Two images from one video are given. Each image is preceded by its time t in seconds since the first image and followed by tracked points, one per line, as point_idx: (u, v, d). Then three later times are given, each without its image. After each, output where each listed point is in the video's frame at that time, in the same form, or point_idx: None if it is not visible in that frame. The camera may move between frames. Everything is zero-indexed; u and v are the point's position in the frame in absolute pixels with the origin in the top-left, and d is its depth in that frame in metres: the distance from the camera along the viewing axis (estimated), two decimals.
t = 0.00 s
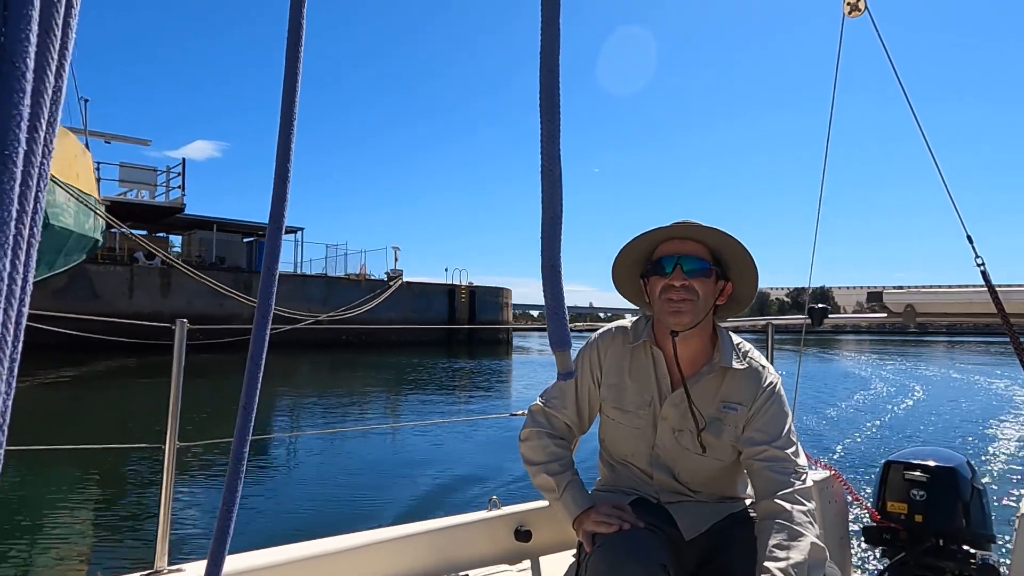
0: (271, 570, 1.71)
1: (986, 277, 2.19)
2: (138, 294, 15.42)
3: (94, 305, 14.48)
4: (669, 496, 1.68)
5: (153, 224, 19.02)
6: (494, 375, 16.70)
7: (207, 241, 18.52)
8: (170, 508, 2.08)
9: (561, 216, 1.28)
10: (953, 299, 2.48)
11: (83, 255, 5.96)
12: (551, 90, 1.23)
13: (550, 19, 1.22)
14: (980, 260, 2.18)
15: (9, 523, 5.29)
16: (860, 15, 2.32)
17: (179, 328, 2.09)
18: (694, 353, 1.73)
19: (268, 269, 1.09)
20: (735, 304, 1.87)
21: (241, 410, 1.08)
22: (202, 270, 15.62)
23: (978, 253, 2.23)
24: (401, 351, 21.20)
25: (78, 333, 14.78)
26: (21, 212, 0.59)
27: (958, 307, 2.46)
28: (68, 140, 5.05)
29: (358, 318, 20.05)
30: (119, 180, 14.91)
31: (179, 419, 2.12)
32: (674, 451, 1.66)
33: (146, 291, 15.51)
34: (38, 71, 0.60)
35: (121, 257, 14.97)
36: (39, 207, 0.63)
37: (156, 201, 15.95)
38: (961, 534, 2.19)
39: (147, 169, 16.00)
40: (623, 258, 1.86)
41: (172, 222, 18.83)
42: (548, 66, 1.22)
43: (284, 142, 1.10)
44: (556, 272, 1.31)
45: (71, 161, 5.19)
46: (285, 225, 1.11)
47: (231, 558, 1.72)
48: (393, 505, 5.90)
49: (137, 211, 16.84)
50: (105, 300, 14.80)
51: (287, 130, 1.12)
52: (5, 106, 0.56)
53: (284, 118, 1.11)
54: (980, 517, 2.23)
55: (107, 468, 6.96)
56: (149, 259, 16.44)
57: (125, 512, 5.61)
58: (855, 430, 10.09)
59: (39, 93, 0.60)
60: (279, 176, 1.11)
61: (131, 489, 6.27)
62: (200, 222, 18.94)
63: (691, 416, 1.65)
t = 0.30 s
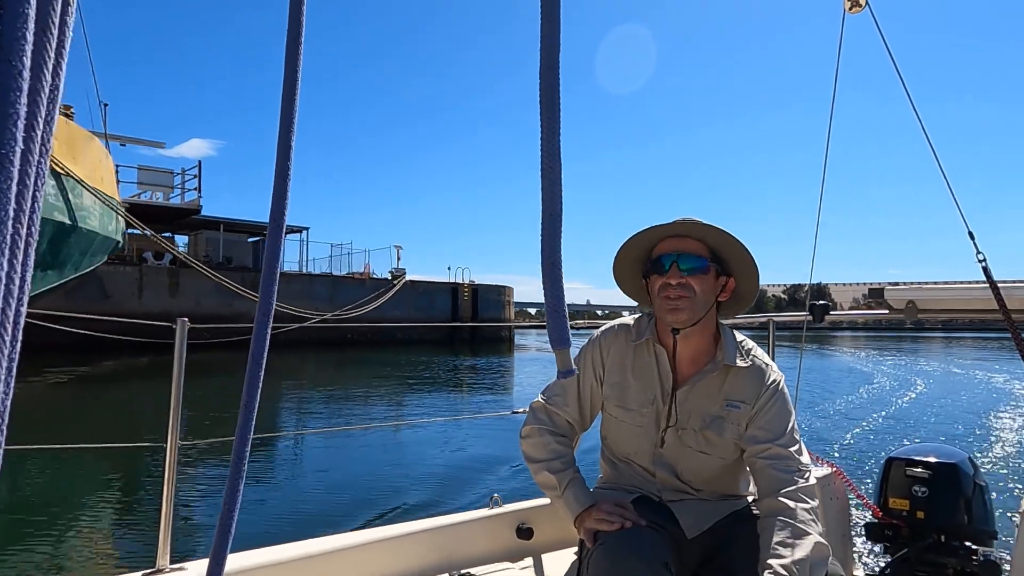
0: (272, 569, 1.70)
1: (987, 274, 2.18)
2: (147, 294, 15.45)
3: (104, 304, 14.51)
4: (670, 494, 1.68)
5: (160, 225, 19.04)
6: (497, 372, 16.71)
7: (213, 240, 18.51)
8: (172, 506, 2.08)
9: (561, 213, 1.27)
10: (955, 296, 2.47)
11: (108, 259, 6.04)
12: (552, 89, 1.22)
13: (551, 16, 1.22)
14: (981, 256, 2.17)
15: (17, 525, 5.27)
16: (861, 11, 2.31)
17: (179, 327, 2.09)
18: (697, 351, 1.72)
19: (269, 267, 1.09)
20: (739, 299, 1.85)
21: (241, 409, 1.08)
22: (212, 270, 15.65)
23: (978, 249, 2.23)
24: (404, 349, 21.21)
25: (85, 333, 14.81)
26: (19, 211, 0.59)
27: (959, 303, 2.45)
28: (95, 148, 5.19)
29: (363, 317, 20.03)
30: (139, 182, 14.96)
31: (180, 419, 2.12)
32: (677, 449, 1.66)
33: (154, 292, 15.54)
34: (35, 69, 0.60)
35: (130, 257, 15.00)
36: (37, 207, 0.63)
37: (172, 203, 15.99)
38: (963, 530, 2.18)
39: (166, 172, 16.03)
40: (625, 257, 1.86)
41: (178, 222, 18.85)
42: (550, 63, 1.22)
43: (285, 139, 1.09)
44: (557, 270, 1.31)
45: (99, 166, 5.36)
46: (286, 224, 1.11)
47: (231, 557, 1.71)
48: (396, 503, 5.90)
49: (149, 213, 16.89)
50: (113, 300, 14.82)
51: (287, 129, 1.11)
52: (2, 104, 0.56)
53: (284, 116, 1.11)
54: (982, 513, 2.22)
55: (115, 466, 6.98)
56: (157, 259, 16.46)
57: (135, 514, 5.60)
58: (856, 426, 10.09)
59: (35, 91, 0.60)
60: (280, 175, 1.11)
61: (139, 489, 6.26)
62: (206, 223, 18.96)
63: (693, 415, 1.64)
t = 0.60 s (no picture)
0: (273, 565, 1.70)
1: (991, 265, 2.16)
2: (156, 291, 15.51)
3: (114, 302, 14.58)
4: (672, 487, 1.68)
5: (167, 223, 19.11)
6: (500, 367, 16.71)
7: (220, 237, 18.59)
8: (175, 503, 2.08)
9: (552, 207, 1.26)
10: (957, 288, 2.46)
11: (127, 256, 8.32)
12: (545, 83, 1.21)
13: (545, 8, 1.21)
14: (984, 247, 2.16)
15: (21, 520, 5.30)
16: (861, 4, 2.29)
17: (180, 324, 2.09)
18: (696, 345, 1.71)
19: (268, 262, 1.08)
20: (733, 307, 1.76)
21: (242, 404, 1.08)
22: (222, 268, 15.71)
23: (982, 241, 2.21)
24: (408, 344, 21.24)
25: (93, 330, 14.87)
26: (14, 206, 0.59)
27: (964, 295, 2.44)
28: (113, 151, 7.38)
29: (366, 313, 20.06)
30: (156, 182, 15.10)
31: (183, 415, 2.12)
32: (678, 443, 1.66)
33: (163, 289, 15.61)
34: (28, 65, 0.59)
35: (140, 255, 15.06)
36: (32, 202, 0.63)
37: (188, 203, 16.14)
38: (966, 522, 2.18)
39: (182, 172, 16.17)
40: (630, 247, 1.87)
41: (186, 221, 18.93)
42: (545, 55, 1.21)
43: (281, 134, 1.09)
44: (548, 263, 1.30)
45: (123, 174, 7.70)
46: (284, 217, 1.11)
47: (234, 553, 1.71)
48: (397, 496, 5.92)
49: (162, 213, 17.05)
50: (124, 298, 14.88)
51: (284, 124, 1.11)
52: None
53: (281, 111, 1.10)
54: (985, 505, 2.22)
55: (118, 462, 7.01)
56: (166, 257, 16.54)
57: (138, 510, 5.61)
58: (859, 419, 10.08)
59: (29, 86, 0.59)
60: (278, 169, 1.10)
61: (143, 486, 6.28)
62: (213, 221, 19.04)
63: (694, 408, 1.64)
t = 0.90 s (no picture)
0: (277, 563, 1.71)
1: (996, 265, 2.15)
2: (166, 292, 15.56)
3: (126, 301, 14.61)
4: (676, 485, 1.68)
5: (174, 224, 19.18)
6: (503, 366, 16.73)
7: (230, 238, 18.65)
8: (178, 501, 2.08)
9: (555, 206, 1.26)
10: (962, 288, 2.45)
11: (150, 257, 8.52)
12: (548, 80, 1.21)
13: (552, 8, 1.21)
14: (989, 246, 2.15)
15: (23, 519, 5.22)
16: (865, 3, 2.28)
17: (184, 321, 2.09)
18: (700, 344, 1.71)
19: (273, 258, 1.07)
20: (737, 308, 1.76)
21: (247, 400, 1.07)
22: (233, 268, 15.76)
23: (988, 240, 2.20)
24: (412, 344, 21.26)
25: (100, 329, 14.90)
26: (20, 202, 0.58)
27: (968, 295, 2.43)
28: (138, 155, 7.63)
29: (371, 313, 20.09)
30: (175, 185, 15.21)
31: (186, 415, 2.12)
32: (682, 442, 1.65)
33: (173, 289, 15.65)
34: (34, 60, 0.59)
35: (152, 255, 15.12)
36: (39, 199, 0.62)
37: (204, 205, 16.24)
38: (971, 523, 2.17)
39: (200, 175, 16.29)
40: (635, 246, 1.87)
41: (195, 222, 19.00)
42: (550, 54, 1.21)
43: (287, 131, 1.08)
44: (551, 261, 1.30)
45: (145, 177, 7.98)
46: (288, 215, 1.10)
47: (238, 551, 1.71)
48: (400, 494, 5.93)
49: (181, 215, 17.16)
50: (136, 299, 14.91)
51: (289, 120, 1.10)
52: (3, 95, 0.55)
53: (286, 108, 1.10)
54: (990, 505, 2.21)
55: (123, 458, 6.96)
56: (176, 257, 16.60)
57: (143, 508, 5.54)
58: (862, 418, 10.08)
59: (35, 82, 0.59)
60: (283, 167, 1.10)
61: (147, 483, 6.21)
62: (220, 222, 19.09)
63: (698, 407, 1.64)
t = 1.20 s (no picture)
0: (272, 568, 1.70)
1: (991, 270, 2.16)
2: (169, 296, 15.52)
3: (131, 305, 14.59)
4: (672, 491, 1.68)
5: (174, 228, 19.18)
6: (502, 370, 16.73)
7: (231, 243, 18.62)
8: (175, 506, 2.08)
9: (562, 211, 1.26)
10: (957, 293, 2.46)
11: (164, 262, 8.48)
12: (554, 85, 1.22)
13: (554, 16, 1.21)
14: (985, 251, 2.16)
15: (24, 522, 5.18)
16: (860, 9, 2.30)
17: (181, 326, 2.09)
18: (697, 350, 1.71)
19: (272, 262, 1.07)
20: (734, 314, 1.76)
21: (244, 404, 1.08)
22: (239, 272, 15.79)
23: (983, 245, 2.21)
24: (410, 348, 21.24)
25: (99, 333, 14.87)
26: (18, 209, 0.59)
27: (963, 300, 2.44)
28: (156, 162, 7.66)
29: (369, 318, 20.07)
30: (186, 190, 15.28)
31: (182, 420, 2.12)
32: (679, 448, 1.66)
33: (176, 292, 15.63)
34: (33, 67, 0.60)
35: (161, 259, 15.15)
36: (37, 205, 0.63)
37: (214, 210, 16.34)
38: (967, 527, 2.17)
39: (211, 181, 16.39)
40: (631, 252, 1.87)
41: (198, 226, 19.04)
42: (553, 59, 1.21)
43: (287, 136, 1.09)
44: (560, 266, 1.30)
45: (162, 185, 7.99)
46: (287, 221, 1.11)
47: (234, 555, 1.71)
48: (399, 498, 5.92)
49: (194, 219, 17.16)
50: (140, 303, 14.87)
51: (288, 125, 1.11)
52: (3, 103, 0.56)
53: (285, 113, 1.10)
54: (985, 509, 2.21)
55: (126, 462, 6.91)
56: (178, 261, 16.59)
57: (143, 512, 5.49)
58: (858, 422, 10.10)
59: (35, 90, 0.60)
60: (282, 173, 1.10)
61: (149, 488, 6.16)
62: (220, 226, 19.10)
63: (694, 413, 1.64)
